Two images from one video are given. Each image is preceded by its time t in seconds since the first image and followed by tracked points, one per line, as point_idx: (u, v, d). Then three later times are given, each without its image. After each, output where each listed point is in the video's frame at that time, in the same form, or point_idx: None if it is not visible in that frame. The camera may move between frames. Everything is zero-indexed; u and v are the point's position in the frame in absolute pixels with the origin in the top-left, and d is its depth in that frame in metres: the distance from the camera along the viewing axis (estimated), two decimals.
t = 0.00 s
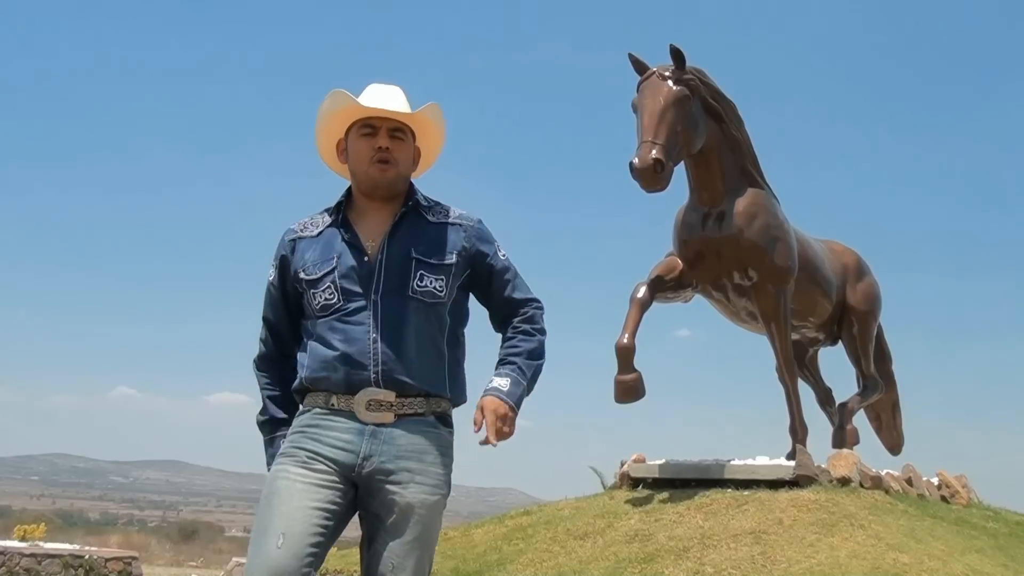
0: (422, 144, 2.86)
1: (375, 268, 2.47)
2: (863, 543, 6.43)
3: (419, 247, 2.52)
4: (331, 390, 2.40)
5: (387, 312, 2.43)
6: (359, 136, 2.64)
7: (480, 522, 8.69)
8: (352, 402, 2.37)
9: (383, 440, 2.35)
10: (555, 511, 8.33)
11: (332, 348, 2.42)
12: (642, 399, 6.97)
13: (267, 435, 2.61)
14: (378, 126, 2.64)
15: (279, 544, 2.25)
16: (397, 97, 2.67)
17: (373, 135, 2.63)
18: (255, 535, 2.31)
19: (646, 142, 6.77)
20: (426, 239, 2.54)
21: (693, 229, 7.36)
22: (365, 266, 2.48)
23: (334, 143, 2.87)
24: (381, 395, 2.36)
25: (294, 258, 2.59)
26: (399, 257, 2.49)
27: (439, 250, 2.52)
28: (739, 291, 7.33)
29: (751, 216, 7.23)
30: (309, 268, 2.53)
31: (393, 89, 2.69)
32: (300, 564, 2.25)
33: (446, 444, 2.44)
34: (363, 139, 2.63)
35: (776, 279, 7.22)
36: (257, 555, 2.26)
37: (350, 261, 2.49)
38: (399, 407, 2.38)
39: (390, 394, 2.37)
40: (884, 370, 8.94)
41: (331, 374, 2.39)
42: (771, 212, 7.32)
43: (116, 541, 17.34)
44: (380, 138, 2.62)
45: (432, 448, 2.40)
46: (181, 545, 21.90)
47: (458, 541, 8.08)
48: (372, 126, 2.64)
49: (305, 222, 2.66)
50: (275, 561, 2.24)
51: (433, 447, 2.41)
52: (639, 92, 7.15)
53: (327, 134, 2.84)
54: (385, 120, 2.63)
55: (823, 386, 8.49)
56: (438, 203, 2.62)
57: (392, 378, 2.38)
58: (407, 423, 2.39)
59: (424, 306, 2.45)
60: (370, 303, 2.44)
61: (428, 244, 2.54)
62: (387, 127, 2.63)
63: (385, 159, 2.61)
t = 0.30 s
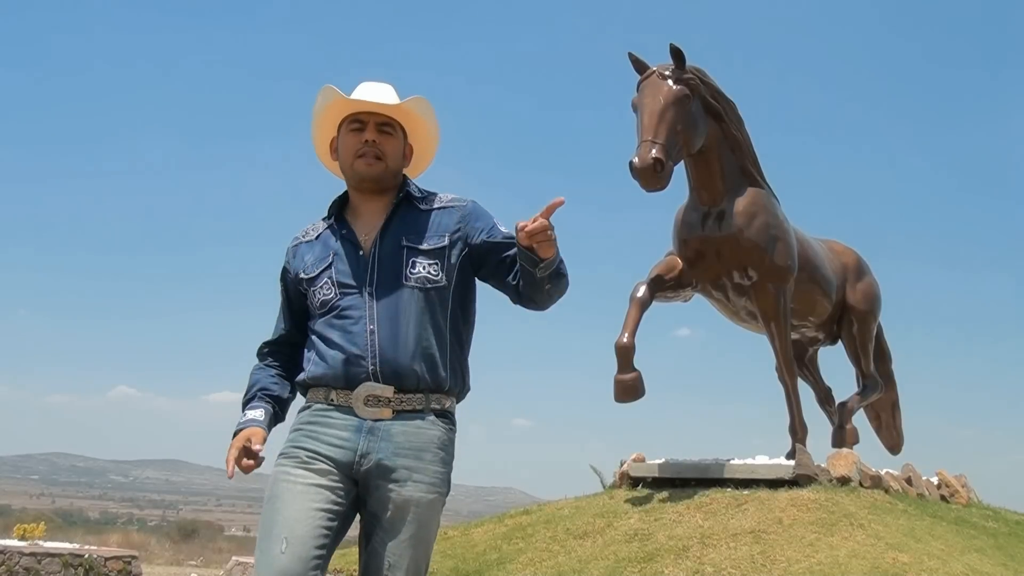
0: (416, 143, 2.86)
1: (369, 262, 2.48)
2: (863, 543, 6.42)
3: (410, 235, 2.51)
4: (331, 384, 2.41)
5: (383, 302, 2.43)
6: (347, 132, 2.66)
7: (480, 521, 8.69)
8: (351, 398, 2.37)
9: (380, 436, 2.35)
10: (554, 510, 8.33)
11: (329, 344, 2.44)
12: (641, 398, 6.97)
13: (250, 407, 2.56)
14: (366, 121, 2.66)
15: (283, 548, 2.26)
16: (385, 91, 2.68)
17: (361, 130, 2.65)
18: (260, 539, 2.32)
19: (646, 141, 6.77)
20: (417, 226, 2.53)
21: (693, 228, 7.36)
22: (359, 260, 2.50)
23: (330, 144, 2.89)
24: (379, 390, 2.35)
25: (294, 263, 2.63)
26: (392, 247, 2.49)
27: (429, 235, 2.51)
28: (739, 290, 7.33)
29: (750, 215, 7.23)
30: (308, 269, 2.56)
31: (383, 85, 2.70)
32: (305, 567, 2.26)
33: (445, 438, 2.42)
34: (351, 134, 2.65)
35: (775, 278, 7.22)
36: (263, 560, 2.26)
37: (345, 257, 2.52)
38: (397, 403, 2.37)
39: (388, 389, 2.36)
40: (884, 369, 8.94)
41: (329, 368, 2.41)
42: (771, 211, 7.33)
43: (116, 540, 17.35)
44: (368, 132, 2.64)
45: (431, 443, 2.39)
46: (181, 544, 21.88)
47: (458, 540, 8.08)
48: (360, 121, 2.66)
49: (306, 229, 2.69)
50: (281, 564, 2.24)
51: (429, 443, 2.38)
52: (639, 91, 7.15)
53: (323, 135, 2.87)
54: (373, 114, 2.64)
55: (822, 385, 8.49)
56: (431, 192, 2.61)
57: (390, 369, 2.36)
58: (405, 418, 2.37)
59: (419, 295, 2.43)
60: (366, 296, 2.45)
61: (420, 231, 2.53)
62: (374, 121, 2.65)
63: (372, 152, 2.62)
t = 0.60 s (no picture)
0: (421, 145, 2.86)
1: (374, 265, 2.48)
2: (863, 543, 6.43)
3: (417, 243, 2.53)
4: (331, 386, 2.39)
5: (387, 307, 2.43)
6: (353, 132, 2.66)
7: (480, 520, 8.69)
8: (353, 398, 2.37)
9: (384, 437, 2.35)
10: (554, 510, 8.32)
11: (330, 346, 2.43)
12: (641, 398, 6.97)
13: (249, 418, 2.56)
14: (372, 122, 2.66)
15: (282, 546, 2.24)
16: (389, 92, 2.68)
17: (368, 131, 2.65)
18: (257, 536, 2.30)
19: (646, 141, 6.77)
20: (425, 236, 2.55)
21: (693, 228, 7.36)
22: (365, 262, 2.49)
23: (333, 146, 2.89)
24: (381, 391, 2.36)
25: (292, 262, 2.60)
26: (398, 253, 2.50)
27: (437, 246, 2.53)
28: (739, 290, 7.33)
29: (751, 214, 7.23)
30: (308, 269, 2.54)
31: (389, 86, 2.70)
32: (303, 566, 2.25)
33: (444, 441, 2.44)
34: (357, 135, 2.65)
35: (776, 278, 7.22)
36: (261, 557, 2.25)
37: (350, 258, 2.50)
38: (399, 404, 2.38)
39: (390, 391, 2.36)
40: (884, 369, 8.94)
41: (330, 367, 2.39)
42: (771, 211, 7.33)
43: (116, 540, 17.35)
44: (374, 134, 2.64)
45: (432, 445, 2.40)
46: (181, 544, 21.90)
47: (458, 540, 8.08)
48: (366, 122, 2.66)
49: (302, 227, 2.67)
50: (280, 562, 2.23)
51: (430, 446, 2.39)
52: (638, 91, 7.15)
53: (328, 137, 2.87)
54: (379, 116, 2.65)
55: (822, 385, 8.49)
56: (435, 202, 2.63)
57: (393, 372, 2.38)
58: (406, 420, 2.38)
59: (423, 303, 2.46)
60: (368, 299, 2.44)
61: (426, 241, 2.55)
62: (380, 122, 2.65)
63: (378, 155, 2.62)
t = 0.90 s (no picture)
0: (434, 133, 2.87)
1: (389, 260, 2.48)
2: (862, 543, 6.43)
3: (431, 244, 2.56)
4: (329, 382, 2.36)
5: (399, 304, 2.44)
6: (368, 123, 2.65)
7: (479, 520, 8.68)
8: (352, 396, 2.36)
9: (385, 436, 2.36)
10: (553, 510, 8.32)
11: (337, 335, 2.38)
12: (640, 398, 6.97)
13: (241, 388, 2.39)
14: (388, 113, 2.65)
15: (290, 551, 2.22)
16: (404, 82, 2.68)
17: (383, 122, 2.64)
18: (260, 541, 2.26)
19: (646, 141, 6.77)
20: (437, 238, 2.59)
21: (692, 228, 7.36)
22: (381, 256, 2.47)
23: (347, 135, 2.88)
24: (382, 389, 2.36)
25: (296, 239, 2.49)
26: (413, 252, 2.52)
27: (446, 251, 2.58)
28: (738, 290, 7.34)
29: (750, 214, 7.24)
30: (318, 250, 2.46)
31: (403, 78, 2.71)
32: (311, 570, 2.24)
33: (438, 437, 2.49)
34: (373, 126, 2.64)
35: (775, 278, 7.23)
36: (267, 563, 2.21)
37: (364, 249, 2.47)
38: (398, 402, 2.40)
39: (390, 389, 2.37)
40: (883, 369, 8.95)
41: (333, 362, 2.35)
42: (770, 211, 7.33)
43: (115, 539, 17.35)
44: (390, 125, 2.63)
45: (427, 444, 2.44)
46: (179, 544, 21.89)
47: (457, 540, 8.08)
48: (382, 112, 2.65)
49: (306, 202, 2.57)
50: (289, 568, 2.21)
51: (429, 441, 2.46)
52: (638, 91, 7.15)
53: (340, 126, 2.86)
54: (395, 106, 2.64)
55: (822, 385, 8.50)
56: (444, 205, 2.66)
57: (396, 373, 2.39)
58: (405, 417, 2.41)
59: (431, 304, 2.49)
60: (381, 294, 2.43)
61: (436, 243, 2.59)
62: (396, 113, 2.65)
63: (394, 145, 2.61)
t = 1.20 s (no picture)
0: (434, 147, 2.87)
1: (397, 264, 2.50)
2: (861, 540, 6.43)
3: (435, 254, 2.60)
4: (334, 382, 2.35)
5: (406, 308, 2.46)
6: (370, 141, 2.65)
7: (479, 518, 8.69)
8: (355, 395, 2.35)
9: (389, 435, 2.37)
10: (553, 507, 8.32)
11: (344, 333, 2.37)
12: (639, 396, 6.97)
13: (240, 382, 2.32)
14: (388, 131, 2.65)
15: (287, 553, 2.22)
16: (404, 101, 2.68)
17: (384, 140, 2.65)
18: (256, 542, 2.26)
19: (645, 139, 6.77)
20: (439, 250, 2.63)
21: (692, 226, 7.36)
22: (392, 261, 2.50)
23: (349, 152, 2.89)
24: (384, 388, 2.36)
25: (303, 241, 2.46)
26: (419, 259, 2.56)
27: (448, 263, 2.63)
28: (738, 288, 7.34)
29: (750, 213, 7.24)
30: (328, 249, 2.45)
31: (403, 96, 2.71)
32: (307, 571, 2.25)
33: (439, 438, 2.50)
34: (373, 144, 2.64)
35: (774, 276, 7.23)
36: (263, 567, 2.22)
37: (374, 251, 2.48)
38: (400, 402, 2.40)
39: (393, 388, 2.37)
40: (882, 367, 8.95)
41: (340, 361, 2.35)
42: (770, 209, 7.34)
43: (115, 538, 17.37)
44: (391, 144, 2.64)
45: (429, 445, 2.45)
46: (178, 541, 21.91)
47: (456, 538, 8.08)
48: (381, 131, 2.65)
49: (311, 206, 2.56)
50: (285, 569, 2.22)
51: (430, 443, 2.47)
52: (638, 89, 7.15)
53: (342, 143, 2.87)
54: (395, 125, 2.64)
55: (821, 383, 8.50)
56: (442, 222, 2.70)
57: (402, 372, 2.40)
58: (406, 416, 2.41)
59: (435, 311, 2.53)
60: (390, 294, 2.45)
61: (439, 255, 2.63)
62: (397, 132, 2.65)
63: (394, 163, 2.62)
